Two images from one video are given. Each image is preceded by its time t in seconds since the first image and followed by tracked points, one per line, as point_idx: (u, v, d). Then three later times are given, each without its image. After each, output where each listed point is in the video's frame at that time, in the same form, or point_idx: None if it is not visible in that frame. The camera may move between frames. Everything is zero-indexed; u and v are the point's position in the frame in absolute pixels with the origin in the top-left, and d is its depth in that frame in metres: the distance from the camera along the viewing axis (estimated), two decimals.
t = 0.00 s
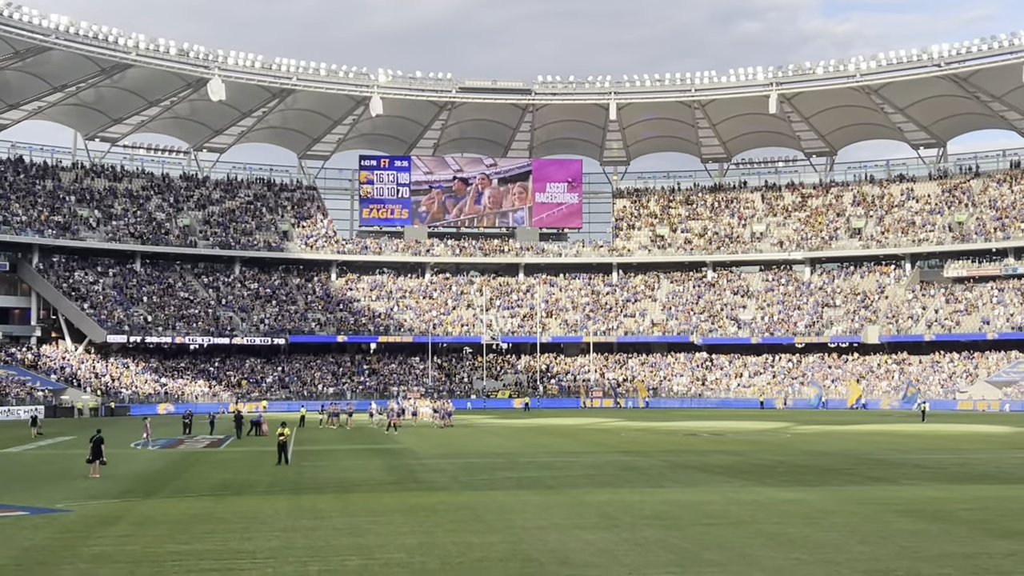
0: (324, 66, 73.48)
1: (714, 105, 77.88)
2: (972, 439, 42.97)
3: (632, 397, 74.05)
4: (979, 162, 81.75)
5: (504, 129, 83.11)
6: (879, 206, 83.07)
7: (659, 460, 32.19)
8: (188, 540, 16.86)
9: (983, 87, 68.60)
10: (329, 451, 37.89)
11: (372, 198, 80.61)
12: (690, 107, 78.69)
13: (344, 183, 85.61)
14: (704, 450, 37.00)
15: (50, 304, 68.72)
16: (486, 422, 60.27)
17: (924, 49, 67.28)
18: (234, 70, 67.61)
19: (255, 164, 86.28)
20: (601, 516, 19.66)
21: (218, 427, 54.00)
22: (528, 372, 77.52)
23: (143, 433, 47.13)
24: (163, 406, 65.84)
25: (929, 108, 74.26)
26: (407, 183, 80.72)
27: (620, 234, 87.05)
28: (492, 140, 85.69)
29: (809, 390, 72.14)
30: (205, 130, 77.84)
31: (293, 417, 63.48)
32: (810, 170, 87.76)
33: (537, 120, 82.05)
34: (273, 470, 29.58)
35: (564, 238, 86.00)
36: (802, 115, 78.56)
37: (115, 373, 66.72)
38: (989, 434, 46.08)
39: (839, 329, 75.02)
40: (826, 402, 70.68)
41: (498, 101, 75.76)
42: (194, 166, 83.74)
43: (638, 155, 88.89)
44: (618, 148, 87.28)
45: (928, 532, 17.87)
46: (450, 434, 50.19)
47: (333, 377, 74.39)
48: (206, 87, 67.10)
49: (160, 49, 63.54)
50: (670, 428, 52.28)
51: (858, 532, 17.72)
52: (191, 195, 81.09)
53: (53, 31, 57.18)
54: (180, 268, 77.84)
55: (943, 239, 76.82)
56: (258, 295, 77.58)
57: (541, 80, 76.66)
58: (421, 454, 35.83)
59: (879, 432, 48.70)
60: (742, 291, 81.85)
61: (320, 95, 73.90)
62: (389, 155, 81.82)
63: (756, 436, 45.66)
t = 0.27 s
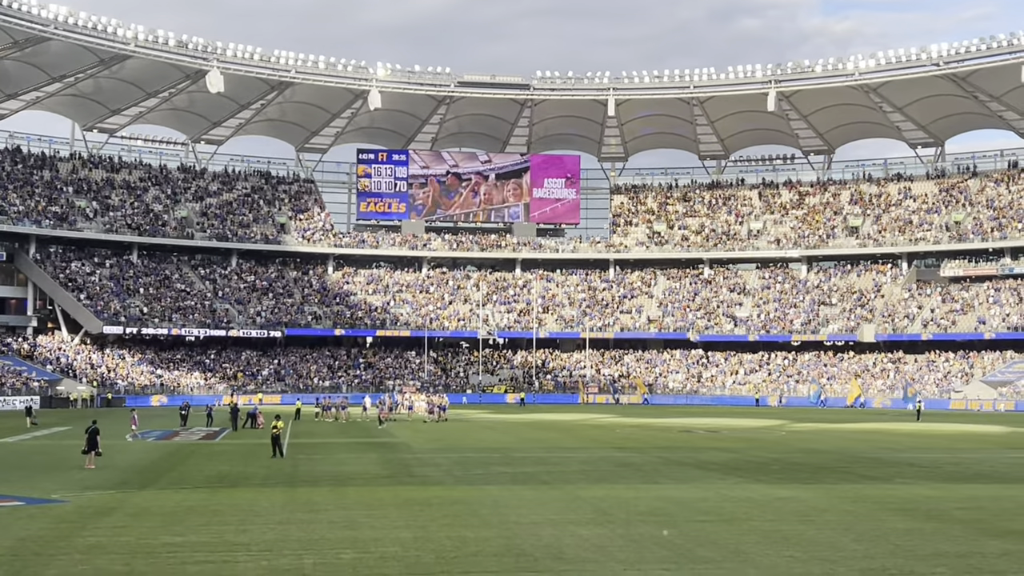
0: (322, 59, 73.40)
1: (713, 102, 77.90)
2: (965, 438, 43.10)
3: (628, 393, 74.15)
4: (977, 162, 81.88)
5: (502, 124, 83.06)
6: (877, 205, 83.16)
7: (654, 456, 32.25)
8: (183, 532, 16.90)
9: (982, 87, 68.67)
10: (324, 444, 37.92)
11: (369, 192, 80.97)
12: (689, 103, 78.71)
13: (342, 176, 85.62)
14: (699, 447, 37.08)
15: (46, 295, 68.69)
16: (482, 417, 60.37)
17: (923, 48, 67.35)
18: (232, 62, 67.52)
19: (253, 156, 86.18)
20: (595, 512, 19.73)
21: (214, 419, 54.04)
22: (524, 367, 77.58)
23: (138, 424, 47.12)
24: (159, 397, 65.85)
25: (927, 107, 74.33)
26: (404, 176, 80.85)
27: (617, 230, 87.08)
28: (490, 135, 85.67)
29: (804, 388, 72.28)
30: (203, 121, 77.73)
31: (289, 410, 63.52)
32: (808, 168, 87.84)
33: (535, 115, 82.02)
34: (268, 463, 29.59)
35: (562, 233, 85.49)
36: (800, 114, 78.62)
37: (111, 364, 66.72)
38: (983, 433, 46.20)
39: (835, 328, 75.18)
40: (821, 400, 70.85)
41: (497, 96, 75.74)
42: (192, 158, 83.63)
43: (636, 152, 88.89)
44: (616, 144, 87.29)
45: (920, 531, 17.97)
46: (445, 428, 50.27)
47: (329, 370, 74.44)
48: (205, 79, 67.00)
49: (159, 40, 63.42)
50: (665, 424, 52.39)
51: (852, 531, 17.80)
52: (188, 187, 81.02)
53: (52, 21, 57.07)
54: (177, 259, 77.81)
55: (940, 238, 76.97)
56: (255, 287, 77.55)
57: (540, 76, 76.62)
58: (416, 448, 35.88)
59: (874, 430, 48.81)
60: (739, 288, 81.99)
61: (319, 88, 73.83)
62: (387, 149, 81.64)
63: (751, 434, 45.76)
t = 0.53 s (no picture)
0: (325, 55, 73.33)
1: (715, 102, 77.85)
2: (963, 442, 43.11)
3: (626, 392, 74.11)
4: (978, 165, 81.85)
5: (504, 122, 83.02)
6: (878, 207, 83.11)
7: (652, 456, 32.25)
8: (181, 527, 16.88)
9: (984, 90, 68.59)
10: (322, 440, 37.89)
11: (370, 189, 80.67)
12: (690, 104, 78.64)
13: (343, 172, 85.63)
14: (697, 447, 37.07)
15: (46, 288, 68.65)
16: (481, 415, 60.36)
17: (925, 51, 67.31)
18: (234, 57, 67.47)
19: (254, 152, 86.12)
20: (593, 511, 19.72)
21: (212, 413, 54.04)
22: (523, 366, 77.54)
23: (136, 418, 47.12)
24: (157, 392, 65.79)
25: (929, 110, 74.27)
26: (406, 173, 80.89)
27: (617, 229, 87.05)
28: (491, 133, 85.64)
29: (803, 389, 72.22)
30: (205, 116, 77.66)
31: (287, 406, 63.49)
32: (809, 170, 87.80)
33: (537, 113, 81.98)
34: (266, 458, 29.58)
35: (562, 232, 85.94)
36: (802, 115, 78.59)
37: (109, 358, 66.68)
38: (981, 437, 46.20)
39: (834, 329, 75.19)
40: (819, 402, 70.82)
41: (499, 94, 75.68)
42: (193, 152, 83.59)
43: (637, 151, 88.86)
44: (617, 144, 87.25)
45: (918, 534, 17.96)
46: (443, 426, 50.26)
47: (328, 366, 74.40)
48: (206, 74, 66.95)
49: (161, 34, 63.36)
50: (664, 424, 52.38)
51: (849, 533, 17.81)
52: (189, 181, 80.97)
53: (54, 14, 57.02)
54: (177, 254, 77.77)
55: (940, 241, 76.93)
56: (254, 283, 77.51)
57: (542, 74, 76.55)
58: (414, 445, 35.86)
59: (872, 433, 48.81)
60: (738, 289, 81.98)
61: (320, 84, 73.78)
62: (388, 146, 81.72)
63: (749, 434, 45.77)
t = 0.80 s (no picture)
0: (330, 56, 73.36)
1: (719, 107, 77.81)
2: (965, 449, 43.03)
3: (627, 396, 74.02)
4: (982, 172, 81.72)
5: (508, 125, 83.02)
6: (882, 213, 82.99)
7: (654, 460, 32.20)
8: (182, 526, 16.86)
9: (989, 97, 68.50)
10: (324, 441, 37.90)
11: (374, 190, 80.75)
12: (695, 108, 78.59)
13: (346, 173, 85.97)
14: (699, 452, 37.01)
15: (49, 286, 68.69)
16: (482, 418, 60.31)
17: (931, 57, 67.23)
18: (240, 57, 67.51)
19: (258, 152, 86.17)
20: (595, 515, 19.68)
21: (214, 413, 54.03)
22: (525, 368, 77.46)
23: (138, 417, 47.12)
24: (159, 391, 65.76)
25: (933, 116, 74.17)
26: (410, 175, 80.86)
27: (621, 233, 87.02)
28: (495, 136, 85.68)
29: (805, 395, 72.06)
30: (209, 116, 77.71)
31: (288, 406, 63.44)
32: (813, 175, 87.72)
33: (541, 116, 81.96)
34: (268, 459, 29.55)
35: (565, 235, 86.18)
36: (806, 120, 78.53)
37: (112, 356, 66.68)
38: (984, 444, 46.10)
39: (837, 335, 75.08)
40: (822, 408, 70.67)
41: (504, 96, 75.67)
42: (198, 152, 83.66)
43: (641, 155, 88.83)
44: (622, 147, 87.22)
45: (920, 541, 17.91)
46: (445, 428, 50.23)
47: (330, 367, 74.37)
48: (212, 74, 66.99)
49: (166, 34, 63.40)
50: (665, 428, 52.31)
51: (851, 539, 17.77)
52: (193, 181, 81.03)
53: (60, 13, 57.08)
54: (180, 254, 77.82)
55: (943, 248, 76.81)
56: (257, 283, 77.53)
57: (547, 77, 76.54)
58: (415, 447, 35.82)
59: (873, 439, 48.71)
60: (742, 293, 81.90)
61: (325, 85, 73.82)
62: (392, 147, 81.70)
63: (751, 440, 45.73)
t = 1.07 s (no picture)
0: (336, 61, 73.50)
1: (725, 114, 77.81)
2: (969, 458, 42.88)
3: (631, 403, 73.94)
4: (988, 181, 81.61)
5: (514, 131, 83.10)
6: (887, 222, 82.87)
7: (658, 468, 32.13)
8: (184, 530, 16.82)
9: (995, 106, 68.46)
10: (328, 446, 37.85)
11: (379, 195, 80.90)
12: (701, 115, 78.61)
13: (352, 177, 85.69)
14: (703, 459, 36.91)
15: (54, 289, 68.82)
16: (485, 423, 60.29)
17: (937, 66, 67.22)
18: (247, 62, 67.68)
19: (264, 156, 86.30)
20: (597, 522, 19.62)
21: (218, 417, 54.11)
22: (529, 374, 77.44)
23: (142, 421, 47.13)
24: (162, 395, 65.81)
25: (939, 125, 74.13)
26: (415, 180, 80.83)
27: (625, 240, 86.99)
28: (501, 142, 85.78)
29: (810, 403, 71.91)
30: (216, 120, 77.88)
31: (292, 411, 63.50)
32: (819, 184, 87.62)
33: (547, 123, 82.03)
34: (271, 463, 29.52)
35: (570, 241, 85.91)
36: (812, 128, 78.53)
37: (116, 360, 66.77)
38: (988, 454, 45.98)
39: (841, 343, 74.98)
40: (825, 416, 70.54)
41: (509, 102, 75.76)
42: (204, 156, 83.84)
43: (647, 162, 88.87)
44: (627, 154, 87.24)
45: (924, 550, 17.84)
46: (448, 434, 50.18)
47: (334, 372, 74.39)
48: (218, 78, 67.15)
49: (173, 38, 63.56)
50: (669, 436, 52.20)
51: (854, 548, 17.70)
52: (199, 185, 81.19)
53: (68, 16, 57.24)
54: (185, 257, 77.95)
55: (949, 257, 76.68)
56: (262, 287, 77.62)
57: (553, 84, 76.61)
58: (419, 452, 35.76)
59: (877, 448, 48.59)
60: (746, 301, 81.82)
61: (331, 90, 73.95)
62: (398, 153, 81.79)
63: (754, 448, 45.62)
